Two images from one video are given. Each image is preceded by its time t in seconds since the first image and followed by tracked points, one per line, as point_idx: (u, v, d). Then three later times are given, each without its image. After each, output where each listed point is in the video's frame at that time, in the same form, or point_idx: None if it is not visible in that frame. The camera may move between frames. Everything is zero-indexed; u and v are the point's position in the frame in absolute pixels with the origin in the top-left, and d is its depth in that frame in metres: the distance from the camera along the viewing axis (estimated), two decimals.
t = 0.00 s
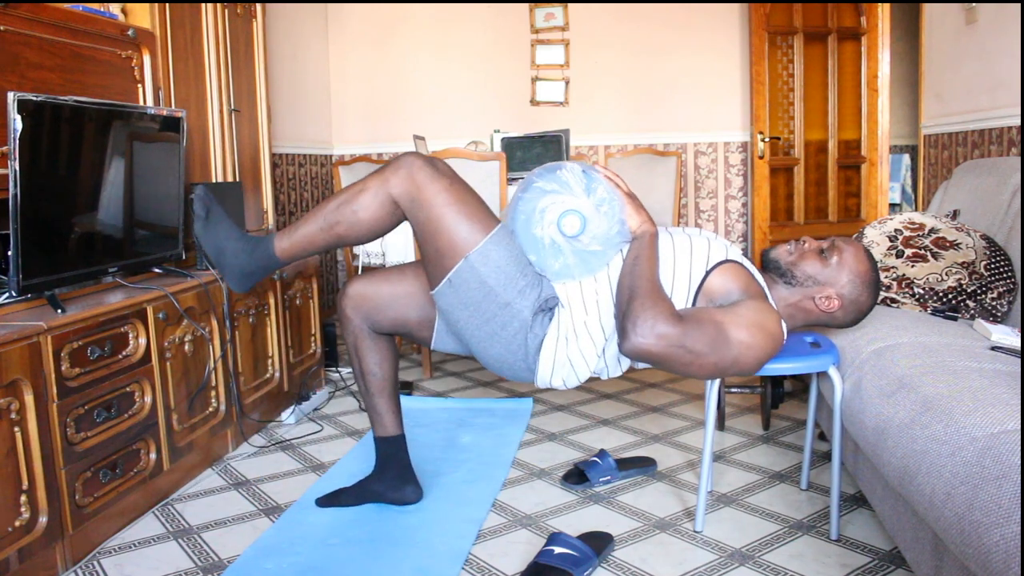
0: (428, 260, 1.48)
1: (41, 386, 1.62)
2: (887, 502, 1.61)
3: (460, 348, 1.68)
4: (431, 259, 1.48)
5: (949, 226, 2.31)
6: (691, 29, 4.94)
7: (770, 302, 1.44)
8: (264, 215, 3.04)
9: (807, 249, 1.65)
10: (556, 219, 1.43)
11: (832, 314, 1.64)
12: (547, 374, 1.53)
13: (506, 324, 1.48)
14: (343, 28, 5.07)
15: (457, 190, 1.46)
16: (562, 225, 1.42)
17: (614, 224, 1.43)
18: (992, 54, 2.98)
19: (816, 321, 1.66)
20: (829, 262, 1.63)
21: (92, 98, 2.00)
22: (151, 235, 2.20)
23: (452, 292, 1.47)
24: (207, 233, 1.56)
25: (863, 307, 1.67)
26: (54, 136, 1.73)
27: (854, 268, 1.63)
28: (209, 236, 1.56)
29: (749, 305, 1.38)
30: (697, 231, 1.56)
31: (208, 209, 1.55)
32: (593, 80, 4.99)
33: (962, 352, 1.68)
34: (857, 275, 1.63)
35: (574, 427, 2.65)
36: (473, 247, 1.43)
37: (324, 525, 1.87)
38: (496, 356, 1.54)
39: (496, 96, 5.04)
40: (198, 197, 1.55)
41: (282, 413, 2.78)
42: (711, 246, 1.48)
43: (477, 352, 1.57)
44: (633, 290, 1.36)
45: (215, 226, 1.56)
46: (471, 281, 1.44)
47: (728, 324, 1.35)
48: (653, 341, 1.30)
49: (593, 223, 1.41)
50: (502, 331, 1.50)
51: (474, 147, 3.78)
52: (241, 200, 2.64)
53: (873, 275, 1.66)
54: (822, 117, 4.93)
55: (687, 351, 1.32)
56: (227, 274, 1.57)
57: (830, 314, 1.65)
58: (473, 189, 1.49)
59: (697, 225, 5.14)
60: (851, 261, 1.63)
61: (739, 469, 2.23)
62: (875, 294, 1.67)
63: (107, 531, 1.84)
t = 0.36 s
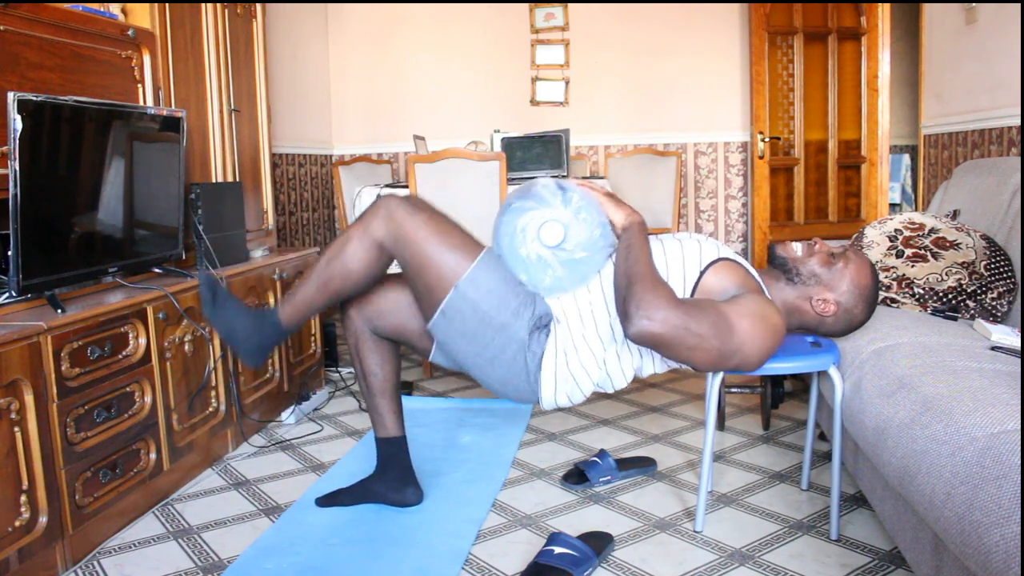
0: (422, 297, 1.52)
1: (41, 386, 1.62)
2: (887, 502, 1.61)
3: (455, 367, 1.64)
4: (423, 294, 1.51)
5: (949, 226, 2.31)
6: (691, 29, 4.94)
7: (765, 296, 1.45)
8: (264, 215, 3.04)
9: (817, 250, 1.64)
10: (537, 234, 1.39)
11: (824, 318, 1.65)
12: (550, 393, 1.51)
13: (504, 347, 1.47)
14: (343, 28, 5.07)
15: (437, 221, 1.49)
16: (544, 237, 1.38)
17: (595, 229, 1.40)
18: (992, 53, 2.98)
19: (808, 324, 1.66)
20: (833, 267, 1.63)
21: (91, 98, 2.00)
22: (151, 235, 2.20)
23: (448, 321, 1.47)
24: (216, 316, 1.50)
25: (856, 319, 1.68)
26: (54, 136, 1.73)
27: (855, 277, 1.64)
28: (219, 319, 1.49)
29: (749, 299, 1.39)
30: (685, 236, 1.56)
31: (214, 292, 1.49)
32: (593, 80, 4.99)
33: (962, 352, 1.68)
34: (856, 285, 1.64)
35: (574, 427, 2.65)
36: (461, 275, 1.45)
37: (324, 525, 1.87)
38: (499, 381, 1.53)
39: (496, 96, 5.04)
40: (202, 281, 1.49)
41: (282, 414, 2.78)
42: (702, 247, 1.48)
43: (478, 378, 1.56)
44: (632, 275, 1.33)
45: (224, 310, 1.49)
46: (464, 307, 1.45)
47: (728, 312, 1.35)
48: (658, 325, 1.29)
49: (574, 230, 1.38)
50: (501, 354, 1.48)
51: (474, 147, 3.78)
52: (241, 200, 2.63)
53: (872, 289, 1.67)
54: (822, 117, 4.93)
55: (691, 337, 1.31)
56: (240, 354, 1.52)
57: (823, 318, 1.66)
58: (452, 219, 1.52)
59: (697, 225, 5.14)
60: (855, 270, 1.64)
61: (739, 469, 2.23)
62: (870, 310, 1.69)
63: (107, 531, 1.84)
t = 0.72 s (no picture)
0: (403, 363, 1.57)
1: (41, 386, 1.62)
2: (886, 502, 1.61)
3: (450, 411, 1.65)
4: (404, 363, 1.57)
5: (949, 226, 2.31)
6: (691, 29, 4.94)
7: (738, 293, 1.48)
8: (264, 215, 3.04)
9: (800, 250, 1.64)
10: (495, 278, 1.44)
11: (800, 318, 1.66)
12: (550, 427, 1.52)
13: (494, 392, 1.50)
14: (343, 28, 5.07)
15: (397, 295, 1.57)
16: (503, 279, 1.43)
17: (549, 257, 1.45)
18: (992, 53, 2.98)
19: (784, 324, 1.67)
20: (814, 269, 1.63)
21: (92, 98, 2.00)
22: (151, 235, 2.20)
23: (434, 380, 1.52)
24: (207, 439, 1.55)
25: (830, 323, 1.68)
26: (54, 136, 1.73)
27: (834, 282, 1.63)
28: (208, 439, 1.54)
29: (728, 298, 1.42)
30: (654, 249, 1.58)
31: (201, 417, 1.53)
32: (593, 80, 4.99)
33: (962, 352, 1.68)
34: (834, 289, 1.64)
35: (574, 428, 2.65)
36: (434, 335, 1.51)
37: (324, 525, 1.87)
38: (498, 425, 1.54)
39: (496, 96, 5.04)
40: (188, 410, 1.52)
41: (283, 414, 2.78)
42: (670, 256, 1.51)
43: (478, 424, 1.57)
44: (605, 277, 1.37)
45: (215, 432, 1.54)
46: (445, 362, 1.50)
47: (710, 308, 1.38)
48: (641, 321, 1.32)
49: (528, 264, 1.43)
50: (494, 400, 1.51)
51: (474, 147, 3.78)
52: (241, 199, 2.63)
53: (851, 295, 1.66)
54: (822, 117, 4.93)
55: (675, 331, 1.33)
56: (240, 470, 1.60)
57: (798, 319, 1.66)
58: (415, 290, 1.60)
59: (697, 225, 5.14)
60: (834, 274, 1.63)
61: (739, 469, 2.23)
62: (845, 316, 1.68)
63: (107, 531, 1.84)
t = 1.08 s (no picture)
0: (410, 406, 1.56)
1: (41, 386, 1.62)
2: (886, 502, 1.61)
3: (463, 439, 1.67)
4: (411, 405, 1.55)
5: (949, 226, 2.31)
6: (691, 29, 4.94)
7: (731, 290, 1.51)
8: (264, 215, 3.04)
9: (792, 253, 1.64)
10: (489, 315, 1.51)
11: (794, 320, 1.67)
12: (564, 455, 1.55)
13: (505, 429, 1.52)
14: (343, 28, 5.07)
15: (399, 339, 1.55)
16: (495, 317, 1.51)
17: (536, 291, 1.51)
18: (992, 53, 2.98)
19: (778, 326, 1.68)
20: (807, 271, 1.63)
21: (92, 98, 2.00)
22: (151, 235, 2.20)
23: (443, 423, 1.53)
24: (202, 474, 1.70)
25: (825, 324, 1.68)
26: (54, 136, 1.73)
27: (827, 285, 1.64)
28: (206, 474, 1.70)
29: (724, 296, 1.46)
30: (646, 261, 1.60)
31: (195, 454, 1.68)
32: (593, 80, 4.99)
33: (962, 352, 1.68)
34: (828, 291, 1.64)
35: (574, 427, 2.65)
36: (440, 379, 1.50)
37: (323, 525, 1.87)
38: (511, 459, 1.56)
39: (496, 96, 5.04)
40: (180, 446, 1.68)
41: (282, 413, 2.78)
42: (657, 270, 1.52)
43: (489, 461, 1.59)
44: (603, 270, 1.41)
45: (208, 465, 1.70)
46: (454, 407, 1.50)
47: (708, 303, 1.43)
48: (639, 310, 1.35)
49: (518, 301, 1.50)
50: (505, 436, 1.53)
51: (474, 147, 3.78)
52: (241, 199, 2.63)
53: (844, 295, 1.67)
54: (822, 117, 4.93)
55: (673, 322, 1.37)
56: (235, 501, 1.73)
57: (793, 321, 1.67)
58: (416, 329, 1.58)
59: (697, 225, 5.14)
60: (826, 276, 1.64)
61: (739, 469, 2.23)
62: (840, 316, 1.69)
63: (107, 531, 1.84)
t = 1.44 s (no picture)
0: (411, 416, 1.60)
1: (41, 386, 1.62)
2: (886, 502, 1.61)
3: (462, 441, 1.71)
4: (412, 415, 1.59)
5: (949, 226, 2.31)
6: (691, 29, 4.94)
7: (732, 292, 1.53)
8: (264, 215, 3.04)
9: (794, 257, 1.65)
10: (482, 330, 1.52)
11: (795, 325, 1.67)
12: (565, 461, 1.57)
13: (505, 438, 1.55)
14: (343, 28, 5.07)
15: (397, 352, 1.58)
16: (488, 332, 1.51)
17: (526, 302, 1.51)
18: (992, 54, 2.98)
19: (780, 329, 1.68)
20: (809, 275, 1.64)
21: (92, 98, 2.00)
22: (151, 235, 2.20)
23: (444, 434, 1.57)
24: (210, 480, 1.76)
25: (826, 328, 1.69)
26: (55, 136, 1.73)
27: (829, 289, 1.65)
28: (214, 480, 1.76)
29: (724, 299, 1.47)
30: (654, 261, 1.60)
31: (199, 462, 1.75)
32: (593, 80, 4.99)
33: (962, 352, 1.68)
34: (830, 295, 1.65)
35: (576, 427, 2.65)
36: (438, 393, 1.53)
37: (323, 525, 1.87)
38: (514, 466, 1.59)
39: (496, 96, 5.04)
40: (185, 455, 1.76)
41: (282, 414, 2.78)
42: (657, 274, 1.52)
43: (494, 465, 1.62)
44: (626, 254, 1.39)
45: (213, 471, 1.76)
46: (452, 418, 1.54)
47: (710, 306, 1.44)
48: (640, 306, 1.34)
49: (509, 314, 1.51)
50: (505, 445, 1.55)
51: (474, 147, 3.78)
52: (241, 199, 2.63)
53: (845, 299, 1.68)
54: (822, 117, 4.93)
55: (673, 322, 1.36)
56: (244, 502, 1.78)
57: (794, 325, 1.67)
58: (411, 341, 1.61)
59: (697, 225, 5.14)
60: (829, 280, 1.65)
61: (739, 469, 2.23)
62: (842, 320, 1.70)
63: (107, 531, 1.84)
